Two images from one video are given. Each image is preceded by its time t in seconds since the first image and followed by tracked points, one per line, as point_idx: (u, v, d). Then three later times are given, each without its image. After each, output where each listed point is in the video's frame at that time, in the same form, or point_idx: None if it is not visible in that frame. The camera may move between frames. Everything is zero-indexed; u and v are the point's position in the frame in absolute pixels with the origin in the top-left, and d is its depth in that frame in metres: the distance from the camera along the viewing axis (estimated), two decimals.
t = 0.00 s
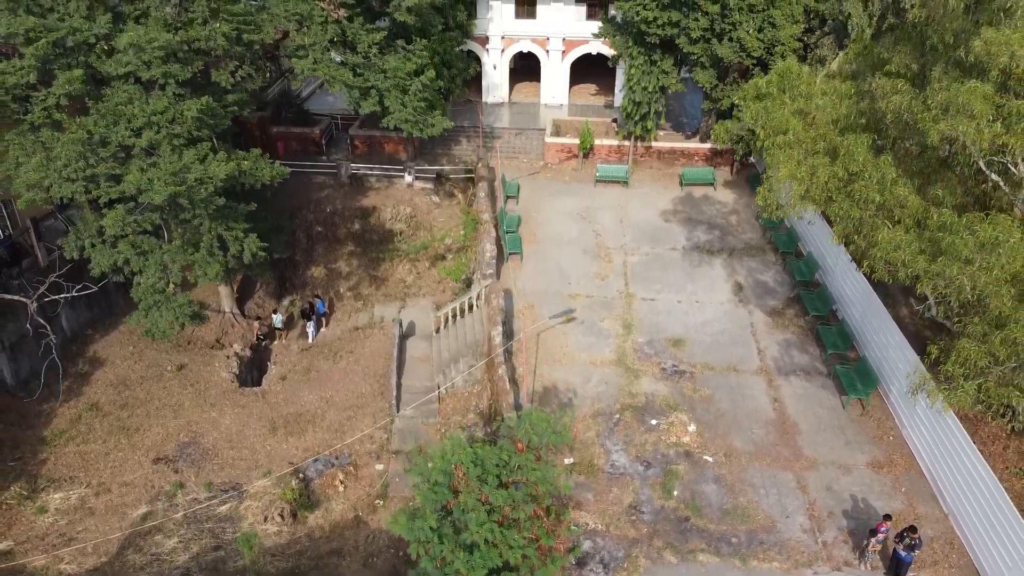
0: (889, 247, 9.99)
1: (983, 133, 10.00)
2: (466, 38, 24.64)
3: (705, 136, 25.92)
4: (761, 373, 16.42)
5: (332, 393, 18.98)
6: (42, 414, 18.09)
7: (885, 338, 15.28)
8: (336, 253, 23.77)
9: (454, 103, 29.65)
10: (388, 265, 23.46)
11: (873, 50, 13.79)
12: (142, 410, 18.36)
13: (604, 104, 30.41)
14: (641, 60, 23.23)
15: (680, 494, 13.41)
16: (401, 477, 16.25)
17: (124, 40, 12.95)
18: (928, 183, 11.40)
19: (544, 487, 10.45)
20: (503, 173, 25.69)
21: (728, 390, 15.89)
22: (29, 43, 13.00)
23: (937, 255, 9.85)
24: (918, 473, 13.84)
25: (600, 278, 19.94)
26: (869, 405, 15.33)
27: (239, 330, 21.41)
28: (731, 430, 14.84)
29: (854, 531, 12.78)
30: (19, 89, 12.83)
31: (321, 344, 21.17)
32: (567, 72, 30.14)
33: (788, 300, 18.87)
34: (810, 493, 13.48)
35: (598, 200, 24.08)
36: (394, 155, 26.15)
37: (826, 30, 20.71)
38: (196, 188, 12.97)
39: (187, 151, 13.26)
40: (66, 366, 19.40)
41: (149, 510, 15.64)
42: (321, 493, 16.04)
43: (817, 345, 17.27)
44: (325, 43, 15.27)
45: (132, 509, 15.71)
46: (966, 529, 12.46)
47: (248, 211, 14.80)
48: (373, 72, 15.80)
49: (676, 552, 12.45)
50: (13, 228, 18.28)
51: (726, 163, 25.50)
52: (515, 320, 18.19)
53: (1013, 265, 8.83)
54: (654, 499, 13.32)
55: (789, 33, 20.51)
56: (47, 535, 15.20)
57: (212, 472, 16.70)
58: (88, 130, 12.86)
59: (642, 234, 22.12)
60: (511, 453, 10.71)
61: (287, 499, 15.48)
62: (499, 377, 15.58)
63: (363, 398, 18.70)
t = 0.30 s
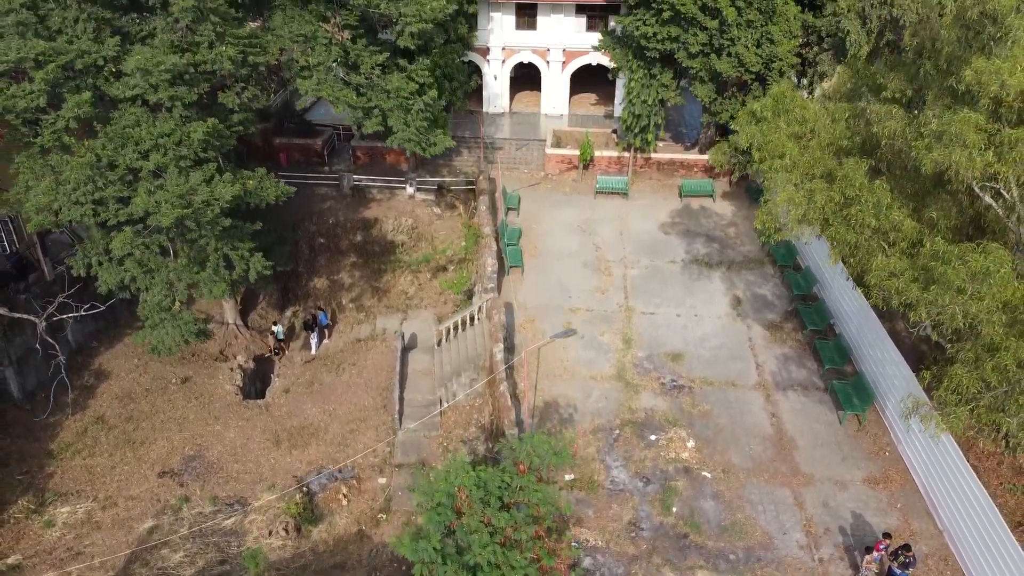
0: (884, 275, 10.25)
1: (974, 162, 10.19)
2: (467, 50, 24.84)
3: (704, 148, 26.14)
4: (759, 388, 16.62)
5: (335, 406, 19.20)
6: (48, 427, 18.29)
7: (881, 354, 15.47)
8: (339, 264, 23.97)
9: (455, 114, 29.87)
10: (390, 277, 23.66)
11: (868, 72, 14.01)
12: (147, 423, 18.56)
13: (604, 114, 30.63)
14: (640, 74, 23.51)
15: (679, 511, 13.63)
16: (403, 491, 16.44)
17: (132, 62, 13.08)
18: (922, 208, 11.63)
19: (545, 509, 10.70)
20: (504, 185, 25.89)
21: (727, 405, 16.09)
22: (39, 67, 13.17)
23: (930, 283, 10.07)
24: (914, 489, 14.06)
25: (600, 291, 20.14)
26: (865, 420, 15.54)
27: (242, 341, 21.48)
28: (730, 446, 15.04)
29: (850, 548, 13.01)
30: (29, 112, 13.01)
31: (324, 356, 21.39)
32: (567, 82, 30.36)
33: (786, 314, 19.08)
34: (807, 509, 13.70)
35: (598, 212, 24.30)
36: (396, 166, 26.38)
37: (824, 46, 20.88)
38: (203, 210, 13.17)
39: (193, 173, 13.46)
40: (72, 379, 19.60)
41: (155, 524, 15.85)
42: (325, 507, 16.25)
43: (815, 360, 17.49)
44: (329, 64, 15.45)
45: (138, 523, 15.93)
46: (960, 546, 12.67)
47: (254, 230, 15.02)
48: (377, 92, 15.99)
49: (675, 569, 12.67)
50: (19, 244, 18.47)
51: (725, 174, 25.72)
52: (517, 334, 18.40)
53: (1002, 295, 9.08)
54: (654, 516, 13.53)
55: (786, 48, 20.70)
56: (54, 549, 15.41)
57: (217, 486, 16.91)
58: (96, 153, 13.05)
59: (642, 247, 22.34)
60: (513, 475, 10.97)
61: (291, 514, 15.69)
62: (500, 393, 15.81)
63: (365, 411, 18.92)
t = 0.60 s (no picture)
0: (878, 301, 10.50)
1: (966, 189, 10.40)
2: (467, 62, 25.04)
3: (703, 159, 26.38)
4: (756, 402, 16.83)
5: (338, 418, 19.40)
6: (54, 440, 18.52)
7: (875, 369, 15.67)
8: (340, 275, 24.14)
9: (455, 124, 30.08)
10: (391, 288, 23.87)
11: (863, 93, 14.25)
12: (152, 436, 18.77)
13: (604, 124, 30.86)
14: (639, 86, 23.76)
15: (677, 526, 13.86)
16: (405, 504, 16.64)
17: (139, 85, 13.33)
18: (916, 231, 11.86)
19: (546, 528, 10.95)
20: (504, 195, 26.10)
21: (725, 420, 16.31)
22: (49, 90, 13.43)
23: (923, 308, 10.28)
24: (909, 504, 14.29)
25: (600, 304, 20.35)
26: (861, 435, 15.75)
27: (245, 353, 21.67)
28: (728, 461, 15.25)
29: (845, 563, 13.24)
30: (38, 135, 13.22)
31: (326, 368, 21.62)
32: (567, 93, 30.57)
33: (783, 327, 19.27)
34: (803, 524, 13.93)
35: (598, 223, 24.50)
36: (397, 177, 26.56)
37: (823, 61, 21.03)
38: (209, 231, 13.39)
39: (199, 194, 13.69)
40: (77, 392, 19.81)
41: (160, 538, 16.07)
42: (328, 520, 16.45)
43: (812, 374, 17.71)
44: (332, 84, 15.67)
45: (143, 537, 16.14)
46: (954, 562, 12.89)
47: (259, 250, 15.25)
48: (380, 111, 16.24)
49: None
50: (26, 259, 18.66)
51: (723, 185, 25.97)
52: (517, 348, 18.61)
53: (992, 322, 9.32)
54: (652, 532, 13.76)
55: (784, 63, 20.87)
56: (61, 563, 15.64)
57: (222, 499, 17.12)
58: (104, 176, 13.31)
59: (641, 259, 22.55)
60: (514, 494, 11.21)
61: (295, 527, 15.90)
62: (501, 408, 16.01)
63: (367, 423, 19.14)
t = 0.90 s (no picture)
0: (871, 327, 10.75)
1: (956, 215, 10.63)
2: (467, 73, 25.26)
3: (701, 169, 26.62)
4: (753, 417, 17.06)
5: (339, 430, 19.63)
6: (60, 452, 18.73)
7: (869, 385, 15.87)
8: (342, 286, 24.32)
9: (455, 134, 30.30)
10: (392, 298, 24.09)
11: (857, 113, 14.49)
12: (156, 448, 18.97)
13: (603, 134, 31.09)
14: (638, 99, 23.96)
15: (675, 542, 14.10)
16: (407, 517, 16.84)
17: (146, 108, 13.57)
18: (909, 255, 12.08)
19: (546, 547, 11.19)
20: (504, 206, 26.33)
21: (722, 434, 16.53)
22: (57, 112, 13.66)
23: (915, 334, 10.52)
24: (903, 519, 14.52)
25: (599, 316, 20.58)
26: (856, 449, 15.98)
27: (248, 364, 21.87)
28: (724, 475, 15.48)
29: None
30: (45, 158, 13.41)
31: (328, 379, 21.88)
32: (567, 102, 30.79)
33: (780, 340, 19.49)
34: (799, 540, 14.17)
35: (597, 234, 24.72)
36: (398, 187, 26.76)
37: (819, 77, 21.27)
38: (214, 252, 13.63)
39: (204, 215, 13.93)
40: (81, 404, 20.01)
41: (165, 551, 16.29)
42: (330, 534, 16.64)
43: (808, 387, 17.93)
44: (335, 104, 15.91)
45: (148, 550, 16.37)
46: None
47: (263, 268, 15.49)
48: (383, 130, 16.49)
49: None
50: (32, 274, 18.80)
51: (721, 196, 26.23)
52: (517, 361, 18.84)
53: (979, 350, 9.60)
54: (650, 547, 14.00)
55: (780, 78, 21.06)
56: None
57: (226, 512, 17.34)
58: (111, 198, 13.57)
59: (640, 270, 22.78)
60: (514, 514, 11.45)
61: (298, 540, 16.09)
62: (501, 424, 16.22)
63: (369, 435, 19.37)
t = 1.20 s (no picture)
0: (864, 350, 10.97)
1: (948, 241, 10.86)
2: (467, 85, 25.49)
3: (699, 181, 26.87)
4: (750, 431, 17.27)
5: (341, 443, 19.82)
6: (65, 465, 18.95)
7: (865, 400, 16.06)
8: (343, 297, 24.51)
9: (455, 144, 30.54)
10: (393, 309, 24.29)
11: (852, 133, 14.73)
12: (160, 461, 19.17)
13: (603, 144, 31.33)
14: (636, 112, 24.21)
15: (673, 557, 14.33)
16: (408, 530, 17.03)
17: (152, 130, 13.80)
18: (902, 277, 12.31)
19: (546, 567, 11.43)
20: (504, 217, 26.56)
21: (720, 448, 16.74)
22: (64, 134, 13.86)
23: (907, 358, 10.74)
24: (898, 534, 14.75)
25: (598, 329, 20.78)
26: (852, 464, 16.19)
27: (250, 376, 22.07)
28: (722, 490, 15.69)
29: None
30: (53, 180, 13.61)
31: (330, 391, 22.08)
32: (566, 113, 31.02)
33: (777, 354, 19.70)
34: (795, 555, 14.40)
35: (597, 246, 24.92)
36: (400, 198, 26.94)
37: (816, 91, 21.55)
38: (220, 272, 13.86)
39: (209, 237, 14.17)
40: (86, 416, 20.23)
41: (170, 564, 16.50)
42: (333, 547, 16.76)
43: (805, 401, 18.14)
44: (338, 124, 16.20)
45: (153, 563, 16.57)
46: None
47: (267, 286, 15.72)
48: (385, 149, 16.75)
49: None
50: (37, 288, 18.93)
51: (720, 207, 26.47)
52: (517, 375, 19.04)
53: (969, 376, 9.83)
54: (648, 562, 14.22)
55: (778, 92, 21.23)
56: None
57: (229, 524, 17.55)
58: (118, 218, 13.79)
59: (639, 282, 22.99)
60: (515, 533, 11.71)
61: (301, 554, 16.19)
62: (501, 438, 16.43)
63: (371, 448, 19.58)
